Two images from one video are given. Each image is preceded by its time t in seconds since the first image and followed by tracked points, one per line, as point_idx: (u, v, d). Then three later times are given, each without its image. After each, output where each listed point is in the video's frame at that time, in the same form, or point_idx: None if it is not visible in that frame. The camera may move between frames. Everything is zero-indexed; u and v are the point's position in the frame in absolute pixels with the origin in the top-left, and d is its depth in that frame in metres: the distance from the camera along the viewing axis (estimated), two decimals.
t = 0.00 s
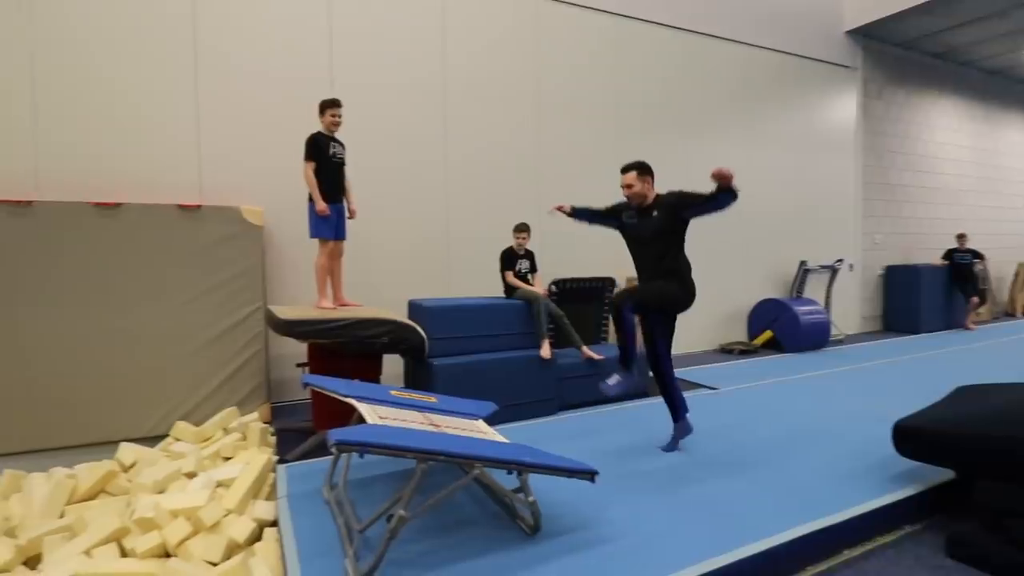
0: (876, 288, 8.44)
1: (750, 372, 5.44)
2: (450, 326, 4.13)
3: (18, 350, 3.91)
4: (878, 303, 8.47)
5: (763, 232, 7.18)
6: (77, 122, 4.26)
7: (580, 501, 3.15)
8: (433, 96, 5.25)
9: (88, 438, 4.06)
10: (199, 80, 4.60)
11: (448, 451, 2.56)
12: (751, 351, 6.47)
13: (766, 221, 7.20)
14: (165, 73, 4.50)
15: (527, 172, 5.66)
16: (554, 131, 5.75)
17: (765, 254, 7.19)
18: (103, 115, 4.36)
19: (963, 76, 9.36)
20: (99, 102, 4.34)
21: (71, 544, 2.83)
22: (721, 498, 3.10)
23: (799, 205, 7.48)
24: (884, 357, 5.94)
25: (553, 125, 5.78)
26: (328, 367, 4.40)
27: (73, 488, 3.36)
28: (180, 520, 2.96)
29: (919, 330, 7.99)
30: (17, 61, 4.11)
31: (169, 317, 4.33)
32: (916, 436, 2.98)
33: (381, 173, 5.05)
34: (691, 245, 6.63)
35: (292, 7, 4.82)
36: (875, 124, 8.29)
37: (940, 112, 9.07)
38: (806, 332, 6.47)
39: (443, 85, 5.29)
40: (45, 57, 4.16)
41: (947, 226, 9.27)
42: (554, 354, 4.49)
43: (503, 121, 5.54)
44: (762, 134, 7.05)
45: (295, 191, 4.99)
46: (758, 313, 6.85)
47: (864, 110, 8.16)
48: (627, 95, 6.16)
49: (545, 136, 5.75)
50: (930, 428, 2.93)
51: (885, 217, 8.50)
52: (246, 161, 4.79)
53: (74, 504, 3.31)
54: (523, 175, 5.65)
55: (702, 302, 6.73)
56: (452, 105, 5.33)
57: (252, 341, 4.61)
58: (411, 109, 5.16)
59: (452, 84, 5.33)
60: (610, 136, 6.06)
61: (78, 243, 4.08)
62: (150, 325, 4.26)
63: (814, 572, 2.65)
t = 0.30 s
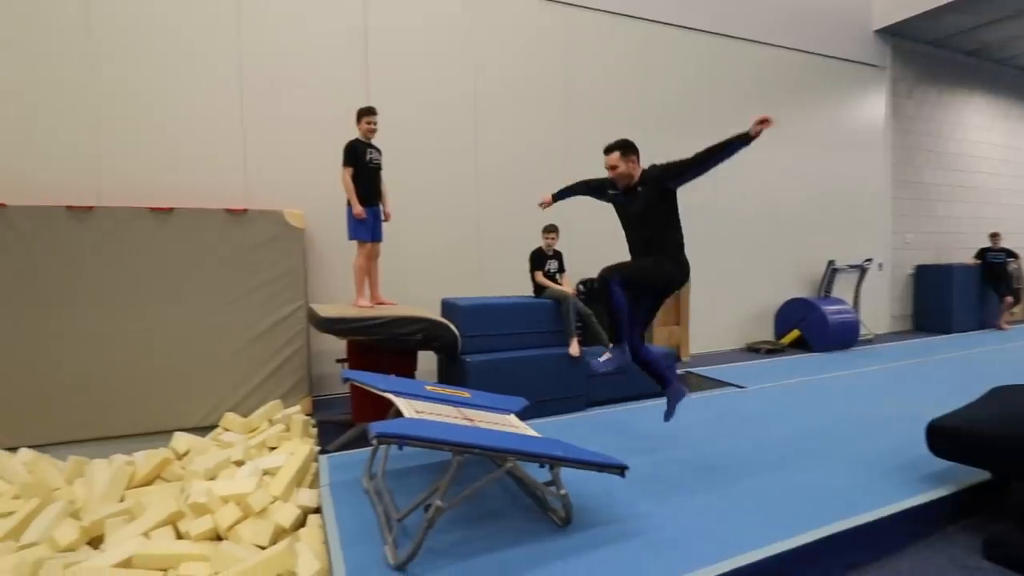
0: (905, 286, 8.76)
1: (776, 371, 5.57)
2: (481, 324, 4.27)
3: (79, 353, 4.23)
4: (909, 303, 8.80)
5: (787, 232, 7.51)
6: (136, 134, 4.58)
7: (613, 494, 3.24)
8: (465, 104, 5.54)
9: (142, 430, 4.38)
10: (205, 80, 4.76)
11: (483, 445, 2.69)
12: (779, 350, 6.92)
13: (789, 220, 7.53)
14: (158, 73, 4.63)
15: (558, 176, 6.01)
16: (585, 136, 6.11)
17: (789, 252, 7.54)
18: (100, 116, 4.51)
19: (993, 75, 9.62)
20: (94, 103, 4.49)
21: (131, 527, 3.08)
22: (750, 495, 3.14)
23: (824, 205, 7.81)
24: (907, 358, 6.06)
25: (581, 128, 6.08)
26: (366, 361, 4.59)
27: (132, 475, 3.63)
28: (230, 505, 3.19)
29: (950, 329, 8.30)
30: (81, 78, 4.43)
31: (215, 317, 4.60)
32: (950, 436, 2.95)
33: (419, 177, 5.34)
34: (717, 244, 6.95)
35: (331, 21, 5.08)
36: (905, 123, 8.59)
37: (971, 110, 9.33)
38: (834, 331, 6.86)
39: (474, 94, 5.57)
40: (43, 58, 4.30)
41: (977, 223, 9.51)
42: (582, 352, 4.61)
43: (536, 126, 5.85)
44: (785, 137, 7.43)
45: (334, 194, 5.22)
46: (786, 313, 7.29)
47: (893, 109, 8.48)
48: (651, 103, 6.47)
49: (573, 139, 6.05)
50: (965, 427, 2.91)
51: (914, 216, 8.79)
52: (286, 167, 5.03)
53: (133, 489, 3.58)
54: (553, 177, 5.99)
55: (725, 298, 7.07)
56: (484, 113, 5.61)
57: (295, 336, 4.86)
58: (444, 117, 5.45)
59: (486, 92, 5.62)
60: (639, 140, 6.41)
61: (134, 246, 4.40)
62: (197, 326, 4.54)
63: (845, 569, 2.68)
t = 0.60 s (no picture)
0: (949, 286, 8.49)
1: (811, 373, 5.53)
2: (519, 322, 4.38)
3: (120, 351, 4.50)
4: (952, 302, 8.51)
5: (824, 231, 7.41)
6: (192, 143, 4.88)
7: (649, 492, 3.31)
8: (500, 108, 5.70)
9: (198, 421, 4.66)
10: (202, 80, 4.90)
11: (522, 440, 2.79)
12: (815, 350, 6.81)
13: (826, 218, 7.43)
14: (155, 73, 4.76)
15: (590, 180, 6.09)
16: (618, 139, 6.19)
17: (826, 252, 7.45)
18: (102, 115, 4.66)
19: None
20: (93, 102, 4.64)
21: (192, 510, 3.34)
22: (789, 495, 3.14)
23: (862, 202, 7.67)
24: (951, 360, 5.93)
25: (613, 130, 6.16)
26: (408, 357, 4.77)
27: (192, 461, 3.91)
28: (283, 492, 3.40)
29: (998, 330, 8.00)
30: (144, 93, 4.76)
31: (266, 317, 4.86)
32: (1000, 439, 2.88)
33: (455, 181, 5.50)
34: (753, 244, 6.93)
35: (373, 30, 5.32)
36: (950, 117, 8.34)
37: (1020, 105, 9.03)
38: (875, 331, 6.68)
39: (509, 99, 5.73)
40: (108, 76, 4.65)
41: None
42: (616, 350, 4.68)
43: (568, 130, 5.96)
44: (823, 134, 7.32)
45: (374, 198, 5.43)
46: (823, 313, 7.16)
47: (937, 103, 8.24)
48: (683, 104, 6.53)
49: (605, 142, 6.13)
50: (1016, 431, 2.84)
51: (959, 214, 8.51)
52: (330, 171, 5.27)
53: (193, 474, 3.86)
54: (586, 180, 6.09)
55: (760, 298, 7.02)
56: (518, 118, 5.77)
57: (337, 334, 5.09)
58: (479, 121, 5.63)
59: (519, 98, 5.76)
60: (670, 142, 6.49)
61: (192, 245, 4.69)
62: (241, 325, 4.78)
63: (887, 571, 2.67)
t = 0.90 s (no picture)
0: (1009, 282, 8.10)
1: (861, 372, 5.40)
2: (560, 319, 4.47)
3: (165, 345, 4.75)
4: (1010, 300, 8.11)
5: (872, 227, 7.21)
6: (248, 154, 5.16)
7: (691, 488, 3.35)
8: (538, 109, 5.77)
9: (259, 411, 4.90)
10: (258, 92, 5.17)
11: (569, 435, 2.86)
12: (865, 349, 6.60)
13: (875, 213, 7.22)
14: (217, 89, 5.07)
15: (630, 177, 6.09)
16: (657, 137, 6.18)
17: (874, 248, 7.25)
18: (126, 120, 4.91)
19: None
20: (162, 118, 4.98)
21: (253, 495, 3.59)
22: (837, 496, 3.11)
23: (914, 196, 7.42)
24: (1010, 363, 5.72)
25: (653, 130, 6.16)
26: (453, 353, 4.92)
27: (252, 449, 4.18)
28: (337, 480, 3.60)
29: None
30: (203, 108, 5.05)
31: (317, 312, 5.10)
32: None
33: (496, 184, 5.63)
34: (797, 239, 6.82)
35: (417, 35, 5.46)
36: (1011, 107, 7.94)
37: None
38: (929, 330, 6.46)
39: (547, 100, 5.79)
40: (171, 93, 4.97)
41: None
42: (659, 347, 4.70)
43: (606, 130, 5.99)
44: (872, 125, 7.10)
45: (417, 202, 5.60)
46: (874, 311, 6.97)
47: (997, 92, 7.85)
48: (725, 98, 6.42)
49: (645, 141, 6.14)
50: None
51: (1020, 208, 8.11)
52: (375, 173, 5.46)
53: (253, 461, 4.12)
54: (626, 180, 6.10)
55: (805, 295, 6.90)
56: (556, 120, 5.83)
57: (383, 331, 5.28)
58: (517, 122, 5.72)
59: (558, 99, 5.83)
60: (711, 137, 6.39)
61: (249, 245, 4.97)
62: (286, 321, 5.02)
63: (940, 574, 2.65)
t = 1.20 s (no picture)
0: None
1: (906, 372, 5.26)
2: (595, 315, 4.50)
3: (214, 338, 5.00)
4: None
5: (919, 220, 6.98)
6: (291, 154, 5.35)
7: (725, 486, 3.36)
8: (573, 103, 5.77)
9: (303, 400, 5.13)
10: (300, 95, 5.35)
11: (606, 432, 2.90)
12: (910, 347, 6.44)
13: (922, 206, 6.98)
14: (263, 92, 5.27)
15: (664, 172, 6.03)
16: (694, 130, 6.09)
17: (921, 242, 7.02)
18: (175, 123, 5.14)
19: None
20: (211, 121, 5.20)
21: (298, 481, 3.77)
22: (878, 500, 3.07)
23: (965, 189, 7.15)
24: None
25: (690, 122, 6.07)
26: (488, 347, 5.01)
27: (296, 438, 4.38)
28: (377, 469, 3.75)
29: None
30: (249, 110, 5.26)
31: (357, 307, 5.27)
32: None
33: (530, 180, 5.69)
34: (839, 232, 6.65)
35: (454, 31, 5.53)
36: None
37: None
38: (979, 329, 6.28)
39: (582, 93, 5.78)
40: (220, 97, 5.19)
41: None
42: (694, 344, 4.68)
43: (642, 124, 5.95)
44: (920, 114, 6.85)
45: (453, 199, 5.70)
46: (920, 308, 6.79)
47: None
48: (763, 87, 6.28)
49: (681, 135, 6.06)
50: None
51: None
52: (412, 171, 5.59)
53: (297, 449, 4.32)
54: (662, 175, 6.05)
55: (846, 290, 6.73)
56: (590, 114, 5.82)
57: (420, 325, 5.41)
58: (551, 116, 5.73)
59: (592, 94, 5.82)
60: (749, 126, 6.26)
61: (293, 243, 5.18)
62: (327, 316, 5.21)
63: None
